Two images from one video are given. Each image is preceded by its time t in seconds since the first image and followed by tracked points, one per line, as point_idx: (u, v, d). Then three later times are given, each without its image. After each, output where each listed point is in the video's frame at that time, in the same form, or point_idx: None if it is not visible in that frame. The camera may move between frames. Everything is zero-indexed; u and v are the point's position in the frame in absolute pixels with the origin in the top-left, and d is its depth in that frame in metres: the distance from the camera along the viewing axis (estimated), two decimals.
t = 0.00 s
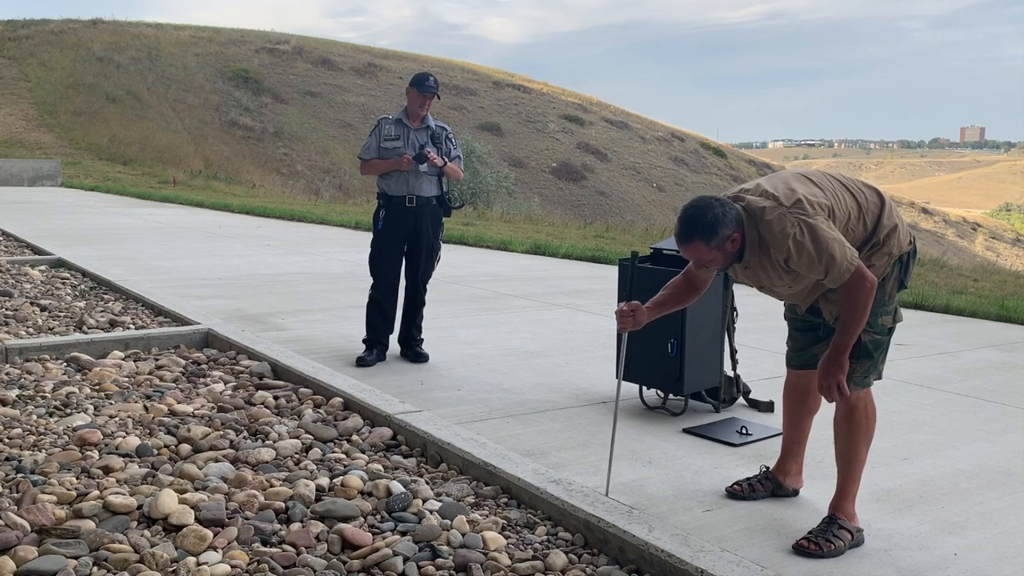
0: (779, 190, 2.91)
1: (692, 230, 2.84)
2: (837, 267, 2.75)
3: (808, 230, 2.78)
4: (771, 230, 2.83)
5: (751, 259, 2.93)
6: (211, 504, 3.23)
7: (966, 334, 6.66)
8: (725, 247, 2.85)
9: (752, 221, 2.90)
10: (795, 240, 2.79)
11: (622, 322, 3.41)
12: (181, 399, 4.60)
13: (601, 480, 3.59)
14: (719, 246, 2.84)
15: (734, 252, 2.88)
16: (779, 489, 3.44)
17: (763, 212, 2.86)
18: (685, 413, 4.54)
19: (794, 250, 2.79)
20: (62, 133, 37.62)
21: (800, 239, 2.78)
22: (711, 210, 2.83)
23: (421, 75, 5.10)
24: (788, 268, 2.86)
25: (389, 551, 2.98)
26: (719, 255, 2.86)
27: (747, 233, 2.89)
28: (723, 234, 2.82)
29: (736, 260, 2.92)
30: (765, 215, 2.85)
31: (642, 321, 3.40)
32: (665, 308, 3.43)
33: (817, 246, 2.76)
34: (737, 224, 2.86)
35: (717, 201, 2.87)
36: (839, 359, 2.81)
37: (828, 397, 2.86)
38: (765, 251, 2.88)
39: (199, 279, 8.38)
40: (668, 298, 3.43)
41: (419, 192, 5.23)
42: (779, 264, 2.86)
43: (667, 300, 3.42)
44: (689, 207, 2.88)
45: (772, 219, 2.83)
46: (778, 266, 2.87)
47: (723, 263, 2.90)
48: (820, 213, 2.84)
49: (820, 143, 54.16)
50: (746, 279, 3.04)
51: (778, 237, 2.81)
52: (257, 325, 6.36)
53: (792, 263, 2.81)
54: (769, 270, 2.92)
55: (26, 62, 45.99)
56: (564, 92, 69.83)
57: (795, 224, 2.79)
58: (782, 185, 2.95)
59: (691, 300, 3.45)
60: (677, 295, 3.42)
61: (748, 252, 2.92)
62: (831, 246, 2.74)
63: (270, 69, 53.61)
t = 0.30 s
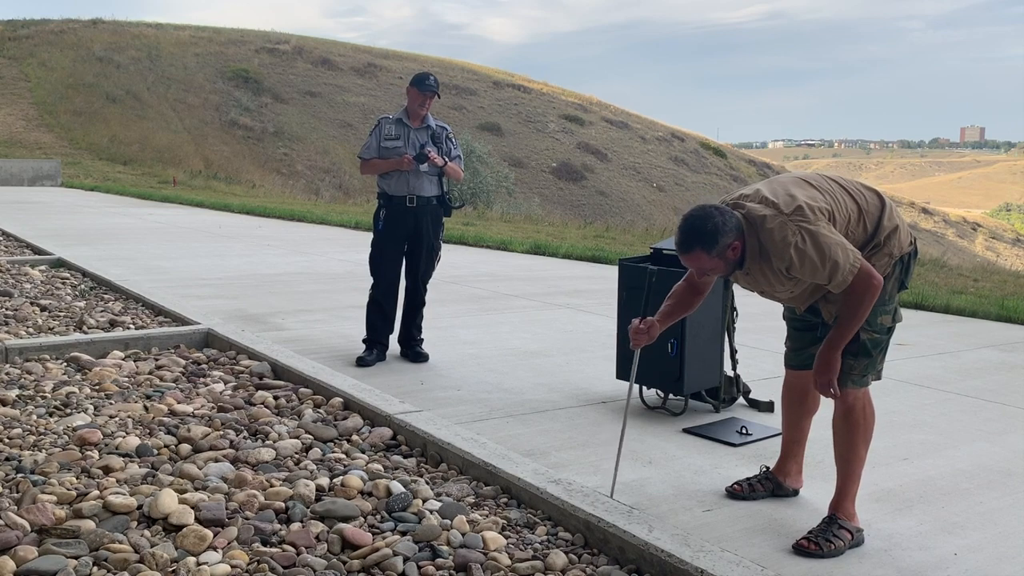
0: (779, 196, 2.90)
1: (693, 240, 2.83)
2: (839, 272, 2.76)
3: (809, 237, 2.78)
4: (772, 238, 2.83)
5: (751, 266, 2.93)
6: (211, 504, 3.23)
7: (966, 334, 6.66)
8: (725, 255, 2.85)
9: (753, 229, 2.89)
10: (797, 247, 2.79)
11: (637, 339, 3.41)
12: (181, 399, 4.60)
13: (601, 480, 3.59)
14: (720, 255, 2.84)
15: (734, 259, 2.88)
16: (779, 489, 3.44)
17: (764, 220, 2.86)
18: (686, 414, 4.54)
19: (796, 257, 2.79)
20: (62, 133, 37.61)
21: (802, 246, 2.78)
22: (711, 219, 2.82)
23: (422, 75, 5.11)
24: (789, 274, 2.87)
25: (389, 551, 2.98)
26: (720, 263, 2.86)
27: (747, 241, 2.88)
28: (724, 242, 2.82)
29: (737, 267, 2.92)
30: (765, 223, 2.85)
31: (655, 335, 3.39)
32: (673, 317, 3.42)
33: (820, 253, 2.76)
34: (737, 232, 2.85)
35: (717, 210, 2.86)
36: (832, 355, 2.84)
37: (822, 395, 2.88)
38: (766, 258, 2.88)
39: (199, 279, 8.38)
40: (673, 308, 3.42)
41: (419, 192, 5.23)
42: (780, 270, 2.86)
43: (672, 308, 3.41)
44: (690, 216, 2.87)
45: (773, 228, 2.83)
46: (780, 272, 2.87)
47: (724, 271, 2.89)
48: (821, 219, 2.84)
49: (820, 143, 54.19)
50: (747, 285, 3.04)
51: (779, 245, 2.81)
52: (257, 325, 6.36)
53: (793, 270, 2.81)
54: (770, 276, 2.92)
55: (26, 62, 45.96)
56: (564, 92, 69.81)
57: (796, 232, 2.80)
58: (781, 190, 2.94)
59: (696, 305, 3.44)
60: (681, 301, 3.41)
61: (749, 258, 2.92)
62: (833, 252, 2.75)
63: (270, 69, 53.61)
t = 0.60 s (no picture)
0: (781, 196, 2.90)
1: (695, 239, 2.82)
2: (844, 269, 2.76)
3: (814, 235, 2.78)
4: (776, 237, 2.82)
5: (755, 266, 2.92)
6: (211, 504, 3.23)
7: (966, 334, 6.66)
8: (728, 255, 2.85)
9: (755, 228, 2.89)
10: (802, 245, 2.79)
11: (617, 323, 3.40)
12: (181, 399, 4.60)
13: (601, 481, 3.59)
14: (724, 254, 2.83)
15: (737, 259, 2.87)
16: (779, 489, 3.44)
17: (767, 219, 2.85)
18: (686, 414, 4.54)
19: (801, 255, 2.78)
20: (62, 133, 37.62)
21: (806, 244, 2.78)
22: (713, 219, 2.82)
23: (423, 76, 5.10)
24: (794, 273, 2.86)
25: (389, 551, 2.98)
26: (723, 263, 2.85)
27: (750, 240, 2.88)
28: (727, 242, 2.82)
29: (740, 268, 2.91)
30: (768, 222, 2.84)
31: (637, 321, 3.38)
32: (661, 309, 3.42)
33: (824, 250, 2.76)
34: (739, 232, 2.85)
35: (719, 210, 2.86)
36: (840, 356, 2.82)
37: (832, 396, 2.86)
38: (768, 257, 2.88)
39: (199, 279, 8.38)
40: (665, 301, 3.42)
41: (419, 192, 5.23)
42: (784, 269, 2.86)
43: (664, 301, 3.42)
44: (691, 216, 2.87)
45: (776, 226, 2.83)
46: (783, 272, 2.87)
47: (726, 271, 2.89)
48: (825, 217, 2.84)
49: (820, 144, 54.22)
50: (749, 285, 3.03)
51: (784, 244, 2.80)
52: (257, 325, 6.35)
53: (798, 268, 2.81)
54: (774, 275, 2.92)
55: (26, 62, 45.96)
56: (564, 92, 69.82)
57: (800, 230, 2.80)
58: (782, 190, 2.95)
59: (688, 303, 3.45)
60: (675, 297, 3.42)
61: (752, 258, 2.91)
62: (838, 249, 2.75)
63: (270, 69, 53.61)
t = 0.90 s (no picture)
0: (781, 187, 2.91)
1: (692, 228, 2.84)
2: (838, 264, 2.76)
3: (810, 226, 2.78)
4: (773, 227, 2.83)
5: (751, 258, 2.92)
6: (211, 504, 3.23)
7: (966, 334, 6.66)
8: (725, 245, 2.86)
9: (753, 219, 2.89)
10: (798, 236, 2.79)
11: (599, 310, 3.41)
12: (181, 399, 4.60)
13: (602, 481, 3.59)
14: (720, 244, 2.85)
15: (734, 250, 2.88)
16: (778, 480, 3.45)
17: (765, 210, 2.86)
18: (686, 414, 4.54)
19: (797, 246, 2.78)
20: (62, 133, 37.62)
21: (803, 235, 2.78)
22: (710, 208, 2.84)
23: (426, 79, 5.10)
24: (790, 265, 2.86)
25: (389, 552, 2.98)
26: (720, 253, 2.86)
27: (748, 231, 2.88)
28: (724, 231, 2.83)
29: (736, 259, 2.92)
30: (766, 213, 2.85)
31: (617, 309, 3.40)
32: (644, 298, 3.49)
33: (821, 242, 2.76)
34: (737, 221, 2.86)
35: (717, 200, 2.87)
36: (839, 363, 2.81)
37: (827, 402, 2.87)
38: (765, 248, 2.88)
39: (199, 279, 8.38)
40: (650, 289, 3.50)
41: (420, 192, 5.23)
42: (780, 261, 2.86)
43: (648, 288, 3.50)
44: (690, 205, 2.89)
45: (774, 217, 2.83)
46: (778, 264, 2.87)
47: (723, 261, 2.90)
48: (822, 210, 2.84)
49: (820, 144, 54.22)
50: (745, 279, 3.03)
51: (781, 234, 2.80)
52: (257, 325, 6.36)
53: (794, 260, 2.81)
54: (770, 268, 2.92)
55: (26, 62, 45.96)
56: (564, 92, 69.83)
57: (798, 221, 2.80)
58: (783, 182, 2.95)
59: (671, 293, 3.52)
60: (660, 286, 3.50)
61: (749, 250, 2.91)
62: (834, 242, 2.75)
63: (270, 70, 53.62)
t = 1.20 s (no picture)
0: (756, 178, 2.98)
1: (667, 210, 2.89)
2: (809, 249, 2.79)
3: (784, 210, 2.83)
4: (746, 211, 2.88)
5: (725, 244, 2.96)
6: (211, 505, 3.23)
7: (967, 334, 6.65)
8: (699, 227, 2.90)
9: (727, 206, 2.94)
10: (771, 220, 2.84)
11: (604, 309, 3.42)
12: (181, 399, 4.60)
13: (602, 481, 3.59)
14: (694, 225, 2.89)
15: (708, 233, 2.92)
16: (693, 470, 3.59)
17: (740, 196, 2.92)
18: (686, 414, 4.53)
19: (770, 230, 2.83)
20: (62, 133, 37.64)
21: (776, 219, 2.83)
22: (684, 191, 2.90)
23: (428, 79, 5.10)
24: (763, 251, 2.89)
25: (389, 551, 2.98)
26: (694, 235, 2.90)
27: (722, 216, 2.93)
28: (697, 212, 2.88)
29: (711, 244, 2.95)
30: (741, 199, 2.91)
31: (622, 306, 3.42)
32: (641, 298, 3.52)
33: (792, 226, 2.81)
34: (711, 205, 2.91)
35: (692, 185, 2.94)
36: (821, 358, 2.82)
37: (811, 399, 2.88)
38: (738, 234, 2.92)
39: (199, 279, 8.38)
40: (647, 289, 3.53)
41: (420, 192, 5.23)
42: (753, 247, 2.90)
43: (643, 289, 3.53)
44: (665, 189, 2.94)
45: (749, 202, 2.89)
46: (751, 250, 2.91)
47: (697, 245, 2.93)
48: (796, 198, 2.89)
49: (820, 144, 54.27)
50: (720, 268, 3.06)
51: (754, 218, 2.85)
52: (257, 325, 6.35)
53: (767, 244, 2.84)
54: (743, 255, 2.95)
55: (26, 62, 45.96)
56: (564, 92, 69.86)
57: (771, 206, 2.85)
58: (759, 175, 3.02)
59: (667, 293, 3.56)
60: (655, 285, 3.52)
61: (723, 236, 2.95)
62: (806, 226, 2.79)
63: (270, 70, 53.63)
